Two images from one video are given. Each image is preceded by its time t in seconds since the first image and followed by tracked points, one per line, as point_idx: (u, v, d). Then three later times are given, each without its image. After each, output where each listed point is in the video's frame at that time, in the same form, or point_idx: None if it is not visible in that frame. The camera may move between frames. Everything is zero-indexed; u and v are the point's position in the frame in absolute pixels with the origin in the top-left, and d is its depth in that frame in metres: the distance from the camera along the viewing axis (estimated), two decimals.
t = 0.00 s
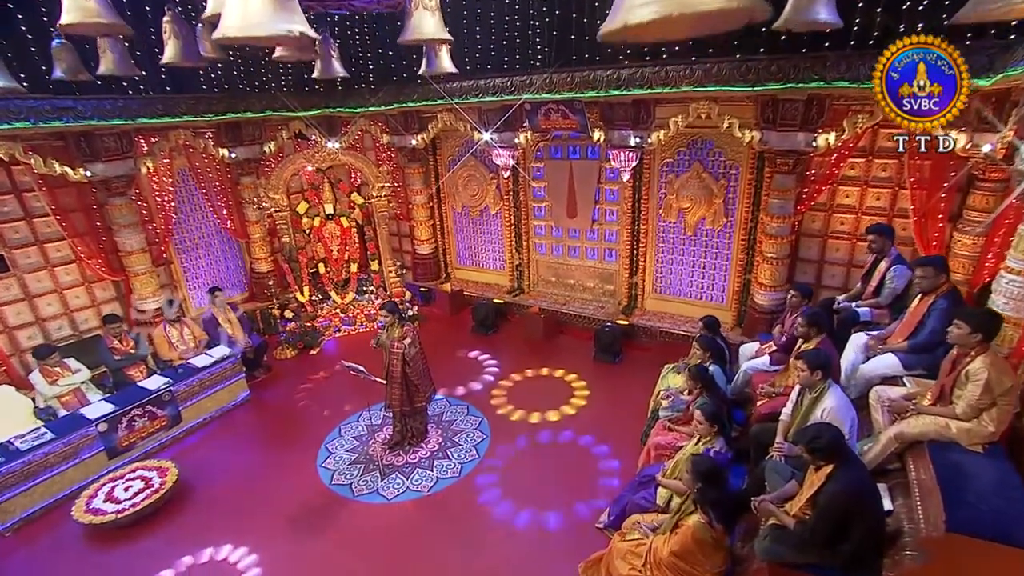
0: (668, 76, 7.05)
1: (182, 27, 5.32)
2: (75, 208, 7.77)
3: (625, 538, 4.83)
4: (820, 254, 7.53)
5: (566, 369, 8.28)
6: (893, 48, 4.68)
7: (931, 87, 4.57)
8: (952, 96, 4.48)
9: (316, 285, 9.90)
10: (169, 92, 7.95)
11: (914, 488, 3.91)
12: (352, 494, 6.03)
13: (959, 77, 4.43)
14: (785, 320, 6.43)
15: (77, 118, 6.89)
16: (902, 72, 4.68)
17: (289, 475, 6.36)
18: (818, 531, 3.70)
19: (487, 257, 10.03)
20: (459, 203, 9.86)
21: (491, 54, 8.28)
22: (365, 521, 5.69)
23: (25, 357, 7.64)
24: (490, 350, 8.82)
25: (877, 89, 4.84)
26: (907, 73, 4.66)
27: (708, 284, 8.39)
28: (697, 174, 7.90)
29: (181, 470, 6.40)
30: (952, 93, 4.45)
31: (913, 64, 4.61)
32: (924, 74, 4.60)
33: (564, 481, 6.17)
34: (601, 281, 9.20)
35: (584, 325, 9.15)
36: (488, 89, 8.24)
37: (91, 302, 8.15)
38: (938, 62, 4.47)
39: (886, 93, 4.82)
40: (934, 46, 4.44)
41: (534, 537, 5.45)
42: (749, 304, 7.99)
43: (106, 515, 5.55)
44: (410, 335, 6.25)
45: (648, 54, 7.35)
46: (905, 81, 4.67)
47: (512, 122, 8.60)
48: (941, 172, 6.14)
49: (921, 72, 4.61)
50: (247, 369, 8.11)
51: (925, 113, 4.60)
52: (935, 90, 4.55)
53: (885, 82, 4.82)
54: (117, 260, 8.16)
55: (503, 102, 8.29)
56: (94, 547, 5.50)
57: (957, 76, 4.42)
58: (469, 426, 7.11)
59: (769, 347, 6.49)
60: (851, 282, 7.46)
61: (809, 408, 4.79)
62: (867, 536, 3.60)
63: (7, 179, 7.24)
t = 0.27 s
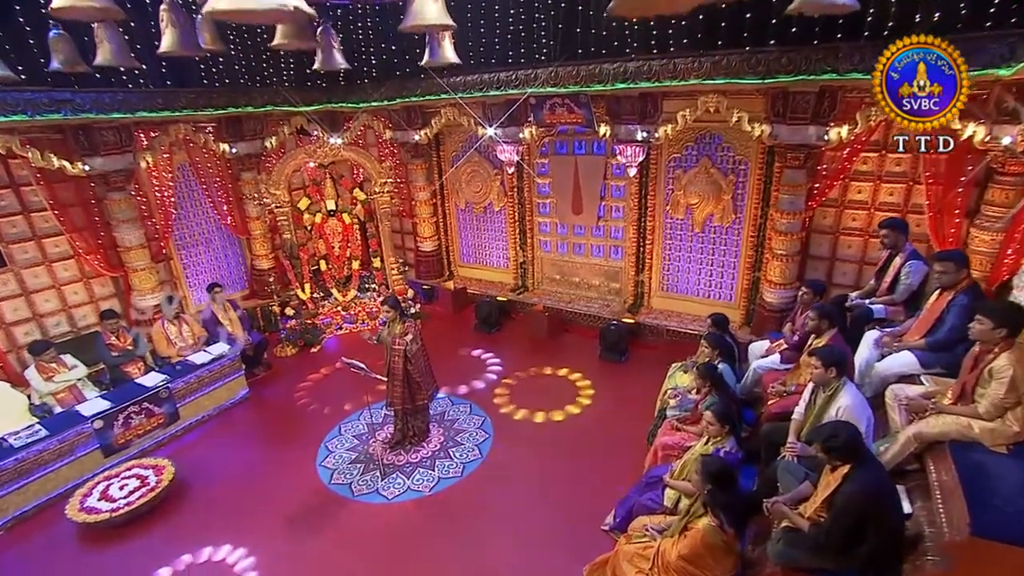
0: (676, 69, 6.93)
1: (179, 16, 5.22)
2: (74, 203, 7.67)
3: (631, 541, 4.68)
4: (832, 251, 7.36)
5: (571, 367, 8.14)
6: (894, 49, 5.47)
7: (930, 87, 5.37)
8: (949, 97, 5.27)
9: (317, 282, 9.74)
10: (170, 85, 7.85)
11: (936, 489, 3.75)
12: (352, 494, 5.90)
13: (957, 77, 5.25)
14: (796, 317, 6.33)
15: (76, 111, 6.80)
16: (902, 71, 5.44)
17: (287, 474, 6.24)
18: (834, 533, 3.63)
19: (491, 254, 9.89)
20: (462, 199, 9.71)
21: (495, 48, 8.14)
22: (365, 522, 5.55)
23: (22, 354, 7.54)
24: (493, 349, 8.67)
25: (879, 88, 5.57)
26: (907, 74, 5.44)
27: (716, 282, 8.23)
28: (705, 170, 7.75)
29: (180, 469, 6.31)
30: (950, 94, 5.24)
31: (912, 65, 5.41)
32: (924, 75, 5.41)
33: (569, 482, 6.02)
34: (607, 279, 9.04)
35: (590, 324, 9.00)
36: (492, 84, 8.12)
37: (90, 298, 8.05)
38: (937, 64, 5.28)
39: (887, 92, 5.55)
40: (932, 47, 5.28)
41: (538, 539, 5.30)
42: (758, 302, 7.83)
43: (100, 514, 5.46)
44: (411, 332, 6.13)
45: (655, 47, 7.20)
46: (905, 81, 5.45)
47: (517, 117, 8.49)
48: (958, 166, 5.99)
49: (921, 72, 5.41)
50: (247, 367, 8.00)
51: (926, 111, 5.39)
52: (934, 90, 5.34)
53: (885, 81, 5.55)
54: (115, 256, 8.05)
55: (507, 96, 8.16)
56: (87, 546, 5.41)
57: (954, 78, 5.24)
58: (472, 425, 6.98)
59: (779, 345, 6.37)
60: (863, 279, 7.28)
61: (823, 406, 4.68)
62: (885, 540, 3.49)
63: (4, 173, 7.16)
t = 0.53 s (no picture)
0: (685, 61, 6.76)
1: (177, 4, 5.11)
2: (73, 198, 7.52)
3: (639, 545, 4.51)
4: (844, 248, 7.18)
5: (576, 367, 7.97)
6: (894, 49, 5.34)
7: (930, 87, 5.25)
8: (950, 97, 5.14)
9: (318, 279, 9.55)
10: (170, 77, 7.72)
11: (961, 493, 3.56)
12: (351, 494, 5.76)
13: (957, 77, 5.09)
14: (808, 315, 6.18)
15: (74, 104, 6.70)
16: (901, 72, 5.35)
17: (285, 473, 6.10)
18: (853, 537, 3.48)
19: (495, 252, 9.73)
20: (466, 196, 9.55)
21: (500, 42, 8.01)
22: (363, 523, 5.40)
23: (18, 350, 7.42)
24: (497, 348, 8.52)
25: (878, 89, 5.49)
26: (908, 74, 5.33)
27: (725, 280, 8.07)
28: (714, 165, 7.59)
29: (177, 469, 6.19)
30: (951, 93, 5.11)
31: (912, 65, 5.29)
32: (924, 75, 5.28)
33: (574, 484, 5.86)
34: (613, 277, 8.88)
35: (595, 323, 8.85)
36: (497, 78, 7.96)
37: (87, 295, 7.93)
38: (937, 64, 5.15)
39: (887, 92, 5.46)
40: (932, 47, 5.12)
41: (542, 542, 5.13)
42: (768, 300, 7.67)
43: (93, 514, 5.34)
44: (412, 329, 5.99)
45: (663, 39, 7.00)
46: (904, 81, 5.35)
47: (522, 112, 8.35)
48: (977, 160, 5.79)
49: (921, 72, 5.28)
50: (246, 365, 7.87)
51: (926, 112, 5.30)
52: (934, 90, 5.22)
53: (885, 82, 5.46)
54: (114, 251, 7.93)
55: (512, 91, 8.00)
56: (79, 546, 5.28)
57: (956, 77, 5.08)
58: (474, 425, 6.82)
59: (791, 344, 6.23)
60: (877, 278, 7.09)
61: (839, 405, 4.54)
62: (905, 547, 3.31)
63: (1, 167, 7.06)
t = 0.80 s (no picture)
0: (693, 56, 6.63)
1: None
2: (71, 194, 7.41)
3: (646, 549, 4.37)
4: (855, 246, 7.03)
5: (581, 367, 7.84)
6: (894, 49, 5.36)
7: (930, 87, 5.26)
8: (949, 98, 5.16)
9: (319, 278, 9.38)
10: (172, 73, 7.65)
11: (985, 497, 3.42)
12: (351, 495, 5.63)
13: (957, 77, 5.12)
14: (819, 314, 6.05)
15: (73, 99, 6.61)
16: (902, 72, 5.35)
17: (284, 474, 5.98)
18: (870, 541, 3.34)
19: (499, 251, 9.59)
20: (469, 194, 9.43)
21: (504, 38, 7.91)
22: (363, 525, 5.27)
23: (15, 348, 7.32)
24: (501, 348, 8.39)
25: (879, 88, 5.49)
26: (908, 74, 5.33)
27: (733, 280, 7.94)
28: (722, 162, 7.47)
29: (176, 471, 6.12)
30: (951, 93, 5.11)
31: (912, 65, 5.30)
32: (924, 75, 5.28)
33: (579, 485, 5.72)
34: (619, 276, 8.75)
35: (600, 323, 8.72)
36: (501, 73, 7.82)
37: (86, 293, 7.83)
38: (937, 63, 5.17)
39: (887, 92, 5.46)
40: (931, 47, 5.17)
41: (546, 545, 4.99)
42: (777, 299, 7.52)
43: (87, 514, 5.22)
44: (414, 327, 5.88)
45: (670, 34, 6.89)
46: (905, 82, 5.35)
47: (526, 108, 8.18)
48: (995, 154, 5.66)
49: (921, 73, 5.28)
50: (246, 364, 7.77)
51: (926, 112, 5.29)
52: (935, 90, 5.22)
53: (885, 82, 5.46)
54: (113, 249, 7.84)
55: (517, 87, 7.87)
56: (73, 547, 5.17)
57: (955, 78, 5.10)
58: (477, 426, 6.69)
59: (802, 344, 6.11)
60: (889, 277, 6.93)
61: (853, 406, 4.42)
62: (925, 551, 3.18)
63: None
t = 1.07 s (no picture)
0: (702, 51, 6.47)
1: None
2: (69, 191, 7.32)
3: (655, 555, 4.21)
4: (869, 246, 6.85)
5: (587, 369, 7.68)
6: (894, 49, 5.21)
7: (931, 87, 5.10)
8: (951, 99, 5.01)
9: (321, 278, 9.21)
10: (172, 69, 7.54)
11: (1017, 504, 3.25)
12: (350, 498, 5.50)
13: (958, 76, 4.97)
14: (834, 313, 5.88)
15: (71, 94, 6.51)
16: (901, 71, 5.20)
17: (282, 476, 5.85)
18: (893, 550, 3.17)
19: (503, 251, 9.44)
20: (473, 193, 9.28)
21: (509, 35, 7.79)
22: (363, 529, 5.13)
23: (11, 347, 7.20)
24: (505, 349, 8.24)
25: (878, 89, 5.34)
26: (908, 74, 5.18)
27: (742, 280, 7.77)
28: (732, 160, 7.32)
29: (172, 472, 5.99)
30: (952, 94, 4.98)
31: (912, 64, 5.15)
32: (924, 75, 5.12)
33: (585, 489, 5.56)
34: (625, 277, 8.60)
35: (607, 324, 8.55)
36: (506, 70, 7.67)
37: (84, 291, 7.72)
38: (938, 61, 5.03)
39: (886, 93, 5.32)
40: (933, 45, 5.01)
41: (551, 551, 4.84)
42: (788, 300, 7.36)
43: (80, 516, 5.07)
44: (416, 326, 5.75)
45: (679, 29, 6.75)
46: (903, 81, 5.20)
47: (532, 106, 8.08)
48: (1016, 150, 5.47)
49: (921, 72, 5.12)
50: (245, 365, 7.65)
51: (925, 113, 5.16)
52: (934, 89, 5.09)
53: (885, 82, 5.31)
54: (112, 247, 7.73)
55: (523, 83, 7.72)
56: (64, 550, 5.04)
57: (957, 77, 4.96)
58: (481, 428, 6.55)
59: (815, 345, 5.94)
60: (904, 277, 6.75)
61: (872, 408, 4.26)
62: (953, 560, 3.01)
63: None
